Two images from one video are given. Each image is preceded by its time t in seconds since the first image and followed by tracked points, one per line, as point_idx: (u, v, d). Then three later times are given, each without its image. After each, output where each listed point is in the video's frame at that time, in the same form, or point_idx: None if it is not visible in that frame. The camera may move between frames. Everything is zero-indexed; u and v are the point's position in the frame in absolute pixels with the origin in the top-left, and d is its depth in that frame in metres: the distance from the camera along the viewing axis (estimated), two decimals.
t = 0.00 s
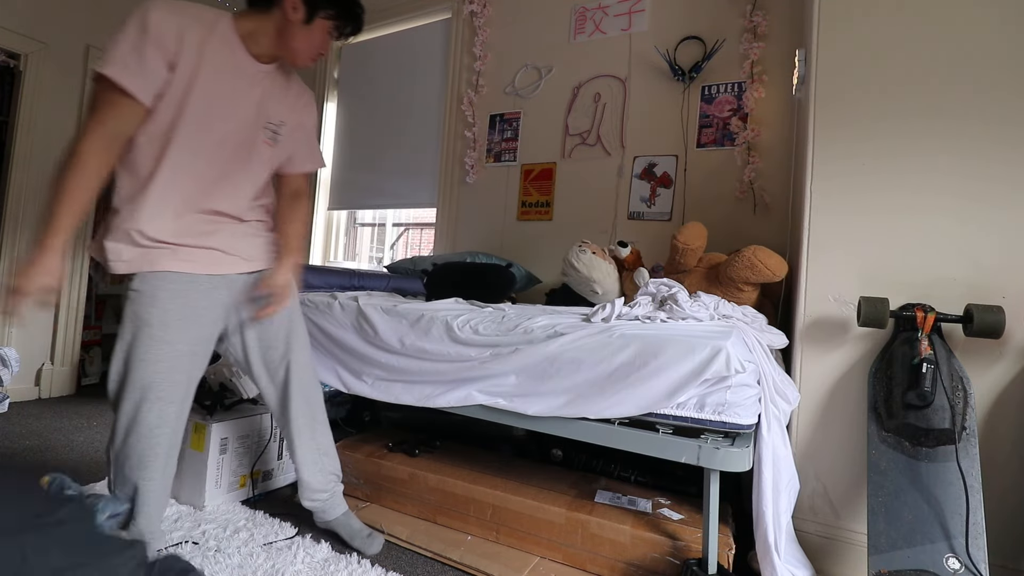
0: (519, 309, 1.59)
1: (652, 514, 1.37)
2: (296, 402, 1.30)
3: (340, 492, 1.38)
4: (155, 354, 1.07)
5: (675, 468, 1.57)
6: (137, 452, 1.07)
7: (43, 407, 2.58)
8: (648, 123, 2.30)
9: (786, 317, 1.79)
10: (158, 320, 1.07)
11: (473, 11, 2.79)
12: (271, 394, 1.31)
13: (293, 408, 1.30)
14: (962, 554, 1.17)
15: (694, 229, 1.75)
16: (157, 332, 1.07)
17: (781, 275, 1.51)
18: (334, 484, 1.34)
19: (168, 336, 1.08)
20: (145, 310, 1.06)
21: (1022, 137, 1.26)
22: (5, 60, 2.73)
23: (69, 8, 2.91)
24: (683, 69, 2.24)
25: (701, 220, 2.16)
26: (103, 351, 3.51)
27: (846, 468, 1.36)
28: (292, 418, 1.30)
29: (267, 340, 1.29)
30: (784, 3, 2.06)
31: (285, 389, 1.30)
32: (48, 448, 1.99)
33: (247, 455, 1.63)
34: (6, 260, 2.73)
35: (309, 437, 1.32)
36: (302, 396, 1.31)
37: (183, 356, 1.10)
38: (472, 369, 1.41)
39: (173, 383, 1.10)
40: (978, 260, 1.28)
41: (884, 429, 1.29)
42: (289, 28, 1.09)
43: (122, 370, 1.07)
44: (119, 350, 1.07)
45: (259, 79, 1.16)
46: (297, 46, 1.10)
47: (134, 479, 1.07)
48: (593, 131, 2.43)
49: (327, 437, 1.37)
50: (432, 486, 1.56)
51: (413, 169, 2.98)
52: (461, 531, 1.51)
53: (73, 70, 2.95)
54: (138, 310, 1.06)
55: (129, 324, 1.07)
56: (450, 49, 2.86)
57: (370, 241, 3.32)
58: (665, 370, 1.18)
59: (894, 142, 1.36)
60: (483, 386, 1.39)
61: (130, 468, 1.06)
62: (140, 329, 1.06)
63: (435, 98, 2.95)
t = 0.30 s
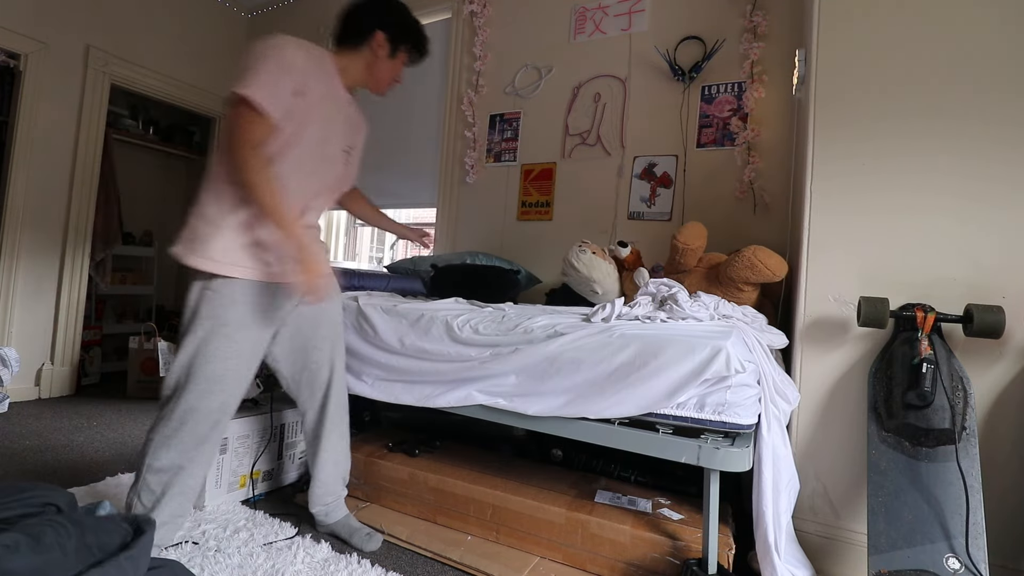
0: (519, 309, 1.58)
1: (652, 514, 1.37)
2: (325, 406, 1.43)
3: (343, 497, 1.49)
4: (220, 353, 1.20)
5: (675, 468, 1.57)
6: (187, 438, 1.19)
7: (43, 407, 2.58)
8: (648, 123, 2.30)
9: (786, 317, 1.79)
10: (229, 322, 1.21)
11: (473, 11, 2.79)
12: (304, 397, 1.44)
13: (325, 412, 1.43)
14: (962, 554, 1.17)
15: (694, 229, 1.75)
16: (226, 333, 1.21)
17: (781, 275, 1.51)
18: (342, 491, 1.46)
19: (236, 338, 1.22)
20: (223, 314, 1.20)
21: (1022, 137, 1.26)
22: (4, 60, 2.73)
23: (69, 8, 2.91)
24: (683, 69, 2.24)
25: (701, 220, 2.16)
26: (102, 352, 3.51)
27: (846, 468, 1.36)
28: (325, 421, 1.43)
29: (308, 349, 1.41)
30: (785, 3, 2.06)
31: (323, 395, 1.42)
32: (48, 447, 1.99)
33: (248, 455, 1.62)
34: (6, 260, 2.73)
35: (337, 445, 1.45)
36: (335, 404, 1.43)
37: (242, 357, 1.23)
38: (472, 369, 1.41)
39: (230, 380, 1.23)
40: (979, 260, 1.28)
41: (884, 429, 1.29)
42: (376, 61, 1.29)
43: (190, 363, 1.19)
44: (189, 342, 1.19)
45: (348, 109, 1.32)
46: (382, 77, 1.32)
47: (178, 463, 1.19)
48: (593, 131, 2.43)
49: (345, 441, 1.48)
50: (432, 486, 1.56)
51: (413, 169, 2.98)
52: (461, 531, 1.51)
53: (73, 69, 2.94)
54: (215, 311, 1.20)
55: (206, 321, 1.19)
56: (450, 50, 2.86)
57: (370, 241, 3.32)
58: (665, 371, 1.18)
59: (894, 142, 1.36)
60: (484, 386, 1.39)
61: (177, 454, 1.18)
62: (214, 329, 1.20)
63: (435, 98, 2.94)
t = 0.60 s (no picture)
0: (519, 308, 1.58)
1: (652, 514, 1.37)
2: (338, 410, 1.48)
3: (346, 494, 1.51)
4: (261, 350, 1.27)
5: (675, 468, 1.57)
6: (215, 425, 1.25)
7: (43, 407, 2.58)
8: (648, 123, 2.30)
9: (786, 317, 1.79)
10: (275, 323, 1.28)
11: (473, 11, 2.79)
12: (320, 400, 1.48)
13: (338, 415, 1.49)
14: (962, 554, 1.17)
15: (694, 229, 1.75)
16: (270, 333, 1.28)
17: (781, 275, 1.51)
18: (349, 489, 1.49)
19: (277, 339, 1.30)
20: (273, 315, 1.28)
21: (1022, 137, 1.26)
22: (5, 60, 2.73)
23: (69, 8, 2.91)
24: (683, 69, 2.24)
25: (701, 220, 2.16)
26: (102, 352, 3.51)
27: (846, 468, 1.36)
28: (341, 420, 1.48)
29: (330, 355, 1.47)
30: (785, 3, 2.06)
31: (343, 397, 1.49)
32: (48, 447, 1.99)
33: (247, 455, 1.63)
34: (7, 260, 2.73)
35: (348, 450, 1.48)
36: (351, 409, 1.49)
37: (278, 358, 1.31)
38: (472, 369, 1.41)
39: (263, 376, 1.29)
40: (979, 260, 1.28)
41: (883, 429, 1.29)
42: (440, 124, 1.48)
43: (233, 355, 1.25)
44: (238, 335, 1.25)
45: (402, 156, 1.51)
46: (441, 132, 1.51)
47: (203, 449, 1.24)
48: (593, 131, 2.43)
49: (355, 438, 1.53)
50: (431, 486, 1.56)
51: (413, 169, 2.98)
52: (461, 531, 1.51)
53: (73, 70, 2.95)
54: (267, 309, 1.27)
55: (258, 317, 1.26)
56: (450, 50, 2.86)
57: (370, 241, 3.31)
58: (664, 371, 1.18)
59: (894, 142, 1.36)
60: (484, 386, 1.39)
61: (204, 438, 1.23)
62: (262, 326, 1.27)
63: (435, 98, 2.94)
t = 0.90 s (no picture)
0: (519, 308, 1.58)
1: (652, 514, 1.37)
2: (346, 411, 1.49)
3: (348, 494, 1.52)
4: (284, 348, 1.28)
5: (675, 468, 1.57)
6: (231, 417, 1.26)
7: (43, 407, 2.58)
8: (648, 123, 2.30)
9: (786, 317, 1.79)
10: (300, 322, 1.29)
11: (473, 11, 2.79)
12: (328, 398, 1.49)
13: (344, 416, 1.50)
14: (962, 554, 1.17)
15: (694, 229, 1.75)
16: (294, 332, 1.29)
17: (781, 275, 1.51)
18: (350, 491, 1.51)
19: (300, 338, 1.31)
20: (299, 314, 1.28)
21: (1022, 137, 1.26)
22: (5, 60, 2.73)
23: (69, 8, 2.91)
24: (683, 69, 2.24)
25: (701, 220, 2.16)
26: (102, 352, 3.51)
27: (846, 468, 1.36)
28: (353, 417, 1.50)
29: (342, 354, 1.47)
30: (785, 3, 2.06)
31: (358, 394, 1.50)
32: (47, 447, 1.99)
33: (247, 455, 1.62)
34: (7, 260, 2.73)
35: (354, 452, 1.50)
36: (359, 411, 1.50)
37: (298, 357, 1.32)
38: (472, 369, 1.40)
39: (282, 372, 1.30)
40: (979, 260, 1.28)
41: (883, 429, 1.29)
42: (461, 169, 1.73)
43: (257, 350, 1.25)
44: (264, 330, 1.25)
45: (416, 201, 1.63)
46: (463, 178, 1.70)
47: (218, 439, 1.25)
48: (594, 131, 2.43)
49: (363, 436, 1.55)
50: (431, 486, 1.56)
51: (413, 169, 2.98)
52: (461, 531, 1.51)
53: (74, 69, 2.95)
54: (295, 307, 1.28)
55: (286, 314, 1.27)
56: (450, 50, 2.86)
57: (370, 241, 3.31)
58: (664, 370, 1.18)
59: (895, 142, 1.36)
60: (484, 385, 1.39)
61: (220, 429, 1.24)
62: (288, 325, 1.27)
63: (435, 98, 2.94)
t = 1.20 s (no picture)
0: (519, 308, 1.58)
1: (652, 514, 1.37)
2: (345, 409, 1.49)
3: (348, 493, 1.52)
4: (286, 341, 1.28)
5: (675, 468, 1.57)
6: (234, 411, 1.25)
7: (43, 407, 2.58)
8: (648, 124, 2.30)
9: (786, 317, 1.80)
10: (302, 315, 1.29)
11: (473, 11, 2.79)
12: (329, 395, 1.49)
13: (345, 414, 1.50)
14: (962, 554, 1.17)
15: (694, 229, 1.75)
16: (296, 325, 1.29)
17: (781, 275, 1.51)
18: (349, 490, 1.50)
19: (302, 331, 1.31)
20: (301, 307, 1.29)
21: (1021, 137, 1.26)
22: (5, 60, 2.73)
23: (69, 8, 2.91)
24: (683, 69, 2.24)
25: (701, 220, 2.16)
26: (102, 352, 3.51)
27: (846, 468, 1.36)
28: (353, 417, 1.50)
29: (344, 350, 1.48)
30: (785, 3, 2.06)
31: (358, 393, 1.50)
32: (47, 447, 1.99)
33: (247, 455, 1.62)
34: (7, 260, 2.73)
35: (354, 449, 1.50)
36: (359, 410, 1.50)
37: (300, 351, 1.32)
38: (473, 368, 1.40)
39: (285, 366, 1.30)
40: (979, 260, 1.28)
41: (883, 429, 1.29)
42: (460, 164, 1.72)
43: (260, 342, 1.25)
44: (265, 323, 1.25)
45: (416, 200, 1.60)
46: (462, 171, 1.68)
47: (221, 433, 1.25)
48: (593, 131, 2.43)
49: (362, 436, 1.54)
50: (431, 486, 1.56)
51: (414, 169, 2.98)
52: (461, 531, 1.51)
53: (73, 69, 2.95)
54: (297, 299, 1.28)
55: (289, 306, 1.27)
56: (450, 50, 2.86)
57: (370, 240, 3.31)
58: (665, 369, 1.18)
59: (895, 142, 1.36)
60: (483, 385, 1.39)
61: (223, 422, 1.25)
62: (289, 317, 1.27)
63: (435, 98, 2.94)
